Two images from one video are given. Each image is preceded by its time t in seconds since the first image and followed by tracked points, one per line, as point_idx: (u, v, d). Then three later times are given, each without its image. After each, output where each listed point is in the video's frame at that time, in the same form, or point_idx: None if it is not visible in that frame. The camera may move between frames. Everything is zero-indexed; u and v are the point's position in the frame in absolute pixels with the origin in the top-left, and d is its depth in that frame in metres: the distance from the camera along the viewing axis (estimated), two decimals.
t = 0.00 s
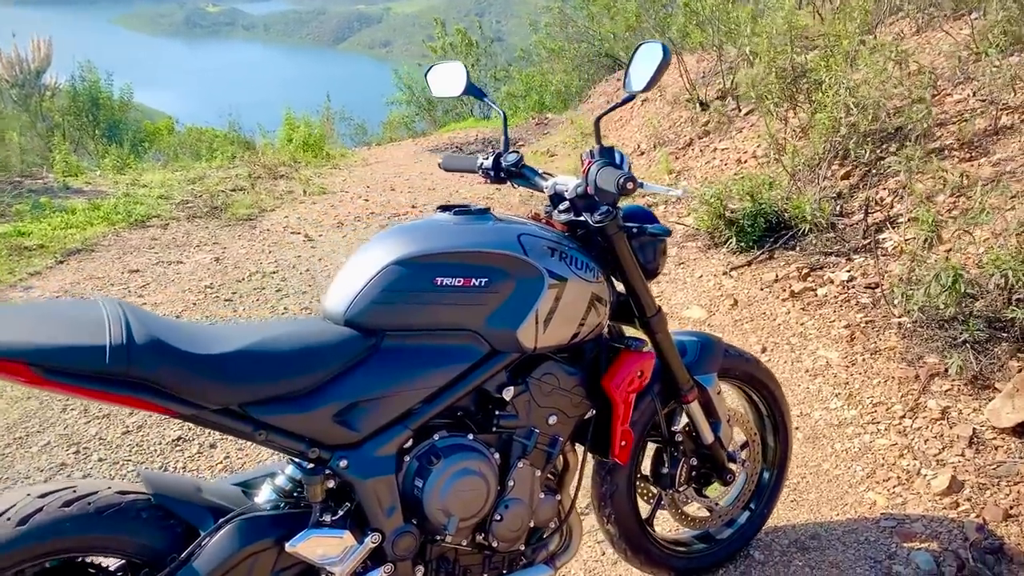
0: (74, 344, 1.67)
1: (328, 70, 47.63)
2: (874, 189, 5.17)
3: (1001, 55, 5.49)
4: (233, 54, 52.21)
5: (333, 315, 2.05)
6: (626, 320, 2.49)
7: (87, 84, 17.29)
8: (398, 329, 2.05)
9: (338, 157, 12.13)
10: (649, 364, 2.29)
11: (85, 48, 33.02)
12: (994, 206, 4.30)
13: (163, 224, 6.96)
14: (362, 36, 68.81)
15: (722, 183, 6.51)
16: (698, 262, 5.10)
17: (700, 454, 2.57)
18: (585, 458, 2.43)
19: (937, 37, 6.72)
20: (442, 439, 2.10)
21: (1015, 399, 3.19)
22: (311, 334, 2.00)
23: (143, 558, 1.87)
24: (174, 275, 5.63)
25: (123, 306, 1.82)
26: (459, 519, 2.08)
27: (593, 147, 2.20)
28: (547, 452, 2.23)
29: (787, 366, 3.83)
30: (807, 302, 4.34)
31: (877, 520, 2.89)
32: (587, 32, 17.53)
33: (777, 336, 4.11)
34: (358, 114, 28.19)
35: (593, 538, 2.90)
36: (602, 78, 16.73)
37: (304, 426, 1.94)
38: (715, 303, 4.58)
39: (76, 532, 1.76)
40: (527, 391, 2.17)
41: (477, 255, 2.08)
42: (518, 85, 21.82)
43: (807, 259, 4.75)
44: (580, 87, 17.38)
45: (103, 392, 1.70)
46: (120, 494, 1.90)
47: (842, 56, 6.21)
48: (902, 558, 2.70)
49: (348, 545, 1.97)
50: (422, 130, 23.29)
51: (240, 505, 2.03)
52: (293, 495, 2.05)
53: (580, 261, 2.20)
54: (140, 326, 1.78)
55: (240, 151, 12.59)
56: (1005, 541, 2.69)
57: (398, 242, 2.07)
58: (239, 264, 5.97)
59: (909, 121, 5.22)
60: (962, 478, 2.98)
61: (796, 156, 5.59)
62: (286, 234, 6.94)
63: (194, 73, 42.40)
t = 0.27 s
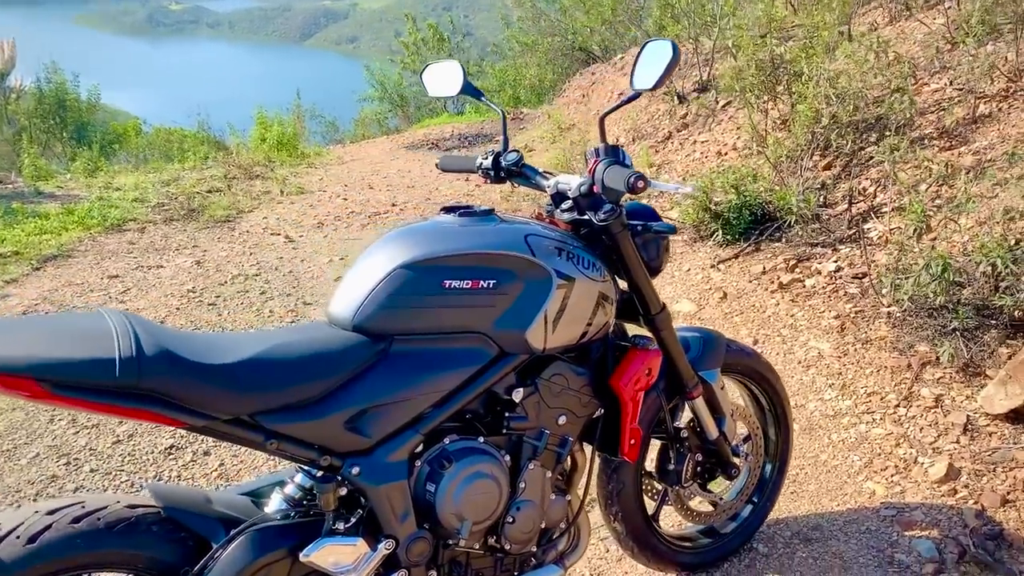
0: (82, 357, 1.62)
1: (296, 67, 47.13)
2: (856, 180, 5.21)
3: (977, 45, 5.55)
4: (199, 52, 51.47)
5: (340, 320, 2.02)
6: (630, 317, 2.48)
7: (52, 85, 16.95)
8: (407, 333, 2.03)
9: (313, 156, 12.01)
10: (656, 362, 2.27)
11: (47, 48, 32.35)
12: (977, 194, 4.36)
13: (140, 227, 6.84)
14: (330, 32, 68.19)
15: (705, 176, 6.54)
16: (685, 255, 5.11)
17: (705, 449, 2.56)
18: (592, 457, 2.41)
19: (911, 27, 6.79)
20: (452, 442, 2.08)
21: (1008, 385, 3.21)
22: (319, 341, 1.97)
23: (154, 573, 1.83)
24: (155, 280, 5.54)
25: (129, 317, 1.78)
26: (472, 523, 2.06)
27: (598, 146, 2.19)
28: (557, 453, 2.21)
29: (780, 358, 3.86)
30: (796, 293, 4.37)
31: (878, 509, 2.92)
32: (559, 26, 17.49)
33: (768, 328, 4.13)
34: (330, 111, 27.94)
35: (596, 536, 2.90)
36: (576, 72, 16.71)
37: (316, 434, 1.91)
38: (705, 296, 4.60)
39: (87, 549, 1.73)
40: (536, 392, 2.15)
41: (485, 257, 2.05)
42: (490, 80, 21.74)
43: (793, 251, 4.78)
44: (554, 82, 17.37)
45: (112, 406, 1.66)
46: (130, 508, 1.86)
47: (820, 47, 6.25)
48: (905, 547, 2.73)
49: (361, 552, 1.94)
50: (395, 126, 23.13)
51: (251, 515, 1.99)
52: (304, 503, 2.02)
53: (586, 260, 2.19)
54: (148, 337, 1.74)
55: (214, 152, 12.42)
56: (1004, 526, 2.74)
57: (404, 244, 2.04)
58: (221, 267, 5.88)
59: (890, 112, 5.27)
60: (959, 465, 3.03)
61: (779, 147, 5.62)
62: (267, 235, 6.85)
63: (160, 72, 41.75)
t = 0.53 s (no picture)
0: (85, 365, 1.59)
1: (271, 62, 46.67)
2: (842, 173, 5.25)
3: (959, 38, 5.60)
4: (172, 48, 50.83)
5: (344, 323, 1.99)
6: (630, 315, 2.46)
7: (24, 82, 16.65)
8: (411, 334, 2.00)
9: (293, 152, 11.89)
10: (659, 360, 2.26)
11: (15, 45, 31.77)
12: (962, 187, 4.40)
13: (120, 227, 6.73)
14: (304, 27, 67.60)
15: (690, 171, 6.56)
16: (674, 250, 5.12)
17: (706, 446, 2.56)
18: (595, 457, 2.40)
19: (891, 20, 6.84)
20: (458, 444, 2.06)
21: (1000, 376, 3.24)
22: (323, 344, 1.94)
23: None
24: (138, 280, 5.45)
25: (131, 324, 1.74)
26: (479, 525, 2.04)
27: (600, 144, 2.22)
28: (562, 453, 2.20)
29: (772, 352, 3.88)
30: (786, 287, 4.39)
31: (874, 502, 2.94)
32: (538, 20, 17.46)
33: (759, 322, 4.15)
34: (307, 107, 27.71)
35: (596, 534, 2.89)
36: (555, 66, 16.69)
37: (322, 438, 1.88)
38: (695, 291, 4.61)
39: (91, 560, 1.69)
40: (541, 392, 2.13)
41: (489, 256, 2.03)
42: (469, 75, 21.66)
43: (781, 245, 4.81)
44: (533, 77, 17.35)
45: (117, 414, 1.62)
46: (134, 517, 1.82)
47: (804, 41, 6.28)
48: (903, 539, 2.75)
49: (368, 557, 1.92)
50: (374, 122, 22.98)
51: (256, 521, 1.96)
52: (309, 508, 2.00)
53: (590, 259, 2.17)
54: (152, 344, 1.70)
55: (191, 149, 12.26)
56: (1000, 517, 2.77)
57: (407, 245, 2.02)
58: (204, 266, 5.80)
59: (874, 105, 5.31)
60: (953, 457, 3.06)
61: (764, 141, 5.64)
62: (250, 234, 6.77)
63: (132, 69, 41.17)
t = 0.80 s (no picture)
0: (78, 370, 1.53)
1: (259, 58, 46.38)
2: (837, 173, 5.23)
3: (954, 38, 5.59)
4: (159, 44, 50.43)
5: (343, 326, 1.95)
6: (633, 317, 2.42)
7: (9, 77, 16.43)
8: (412, 337, 1.95)
9: (282, 149, 11.79)
10: (663, 364, 2.22)
11: None
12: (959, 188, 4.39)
13: (108, 224, 6.63)
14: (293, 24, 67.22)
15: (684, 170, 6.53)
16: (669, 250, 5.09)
17: (709, 450, 2.52)
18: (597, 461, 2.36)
19: (885, 20, 6.83)
20: (460, 450, 2.01)
21: (1000, 378, 3.22)
22: (323, 347, 1.89)
23: None
24: (126, 279, 5.36)
25: (124, 327, 1.68)
26: (481, 532, 2.00)
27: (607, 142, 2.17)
28: (565, 458, 2.15)
29: (770, 353, 3.85)
30: (783, 288, 4.37)
31: (876, 506, 2.91)
32: (529, 18, 17.40)
33: (756, 323, 4.12)
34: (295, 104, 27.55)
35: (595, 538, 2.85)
36: (546, 64, 16.63)
37: (321, 444, 1.83)
38: (691, 291, 4.58)
39: (83, 570, 1.64)
40: (545, 396, 2.09)
41: (493, 258, 1.99)
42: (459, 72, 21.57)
43: (778, 245, 4.78)
44: (523, 74, 17.29)
45: (111, 421, 1.56)
46: (127, 526, 1.77)
47: (799, 40, 6.26)
48: (905, 543, 2.73)
49: (369, 566, 1.86)
50: (363, 119, 22.87)
51: (253, 530, 1.90)
52: (306, 515, 1.95)
53: (594, 260, 2.13)
54: (147, 348, 1.64)
55: (180, 145, 12.14)
56: (1003, 521, 2.75)
57: (408, 246, 1.97)
58: (194, 265, 5.72)
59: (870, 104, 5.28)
60: (955, 460, 3.04)
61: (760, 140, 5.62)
62: (240, 231, 6.69)
63: (118, 64, 40.81)
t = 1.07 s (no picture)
0: (72, 382, 1.47)
1: (262, 59, 46.38)
2: (845, 180, 5.17)
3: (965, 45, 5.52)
4: (162, 44, 50.47)
5: (347, 336, 1.90)
6: (643, 327, 2.37)
7: (12, 76, 16.40)
8: (418, 348, 1.90)
9: (285, 151, 11.75)
10: (674, 377, 2.16)
11: (3, 38, 31.40)
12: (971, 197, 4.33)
13: (109, 225, 6.58)
14: (296, 25, 67.34)
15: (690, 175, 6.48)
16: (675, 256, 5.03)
17: (719, 464, 2.46)
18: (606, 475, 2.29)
19: (892, 25, 6.78)
20: (465, 464, 1.95)
21: (1014, 393, 3.17)
22: (326, 358, 1.84)
23: None
24: (126, 281, 5.31)
25: (122, 336, 1.63)
26: (486, 550, 1.94)
27: (617, 150, 2.11)
28: (573, 474, 2.09)
29: (778, 363, 3.80)
30: (791, 296, 4.32)
31: (888, 521, 2.85)
32: (533, 21, 17.36)
33: (764, 332, 4.07)
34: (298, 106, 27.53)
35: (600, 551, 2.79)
36: (549, 67, 16.58)
37: (324, 459, 1.78)
38: (698, 299, 4.52)
39: None
40: (553, 409, 2.03)
41: (501, 267, 1.93)
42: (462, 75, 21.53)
43: (786, 252, 4.72)
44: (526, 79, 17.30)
45: (106, 435, 1.51)
46: (122, 542, 1.72)
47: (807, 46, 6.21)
48: (919, 560, 2.67)
49: None
50: (366, 122, 22.83)
51: (253, 547, 1.85)
52: (307, 530, 1.90)
53: (604, 269, 2.07)
54: (145, 358, 1.59)
55: (182, 146, 12.09)
56: (1018, 539, 2.69)
57: (414, 254, 1.92)
58: (195, 267, 5.67)
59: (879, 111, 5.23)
60: (968, 475, 2.98)
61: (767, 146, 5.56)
62: (241, 234, 6.64)
63: (121, 64, 40.82)
